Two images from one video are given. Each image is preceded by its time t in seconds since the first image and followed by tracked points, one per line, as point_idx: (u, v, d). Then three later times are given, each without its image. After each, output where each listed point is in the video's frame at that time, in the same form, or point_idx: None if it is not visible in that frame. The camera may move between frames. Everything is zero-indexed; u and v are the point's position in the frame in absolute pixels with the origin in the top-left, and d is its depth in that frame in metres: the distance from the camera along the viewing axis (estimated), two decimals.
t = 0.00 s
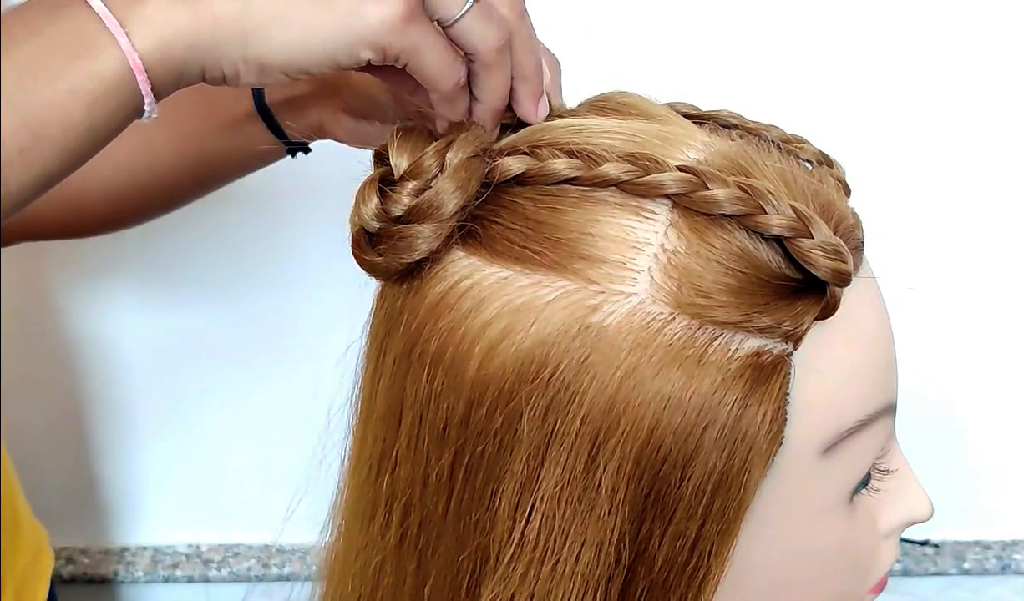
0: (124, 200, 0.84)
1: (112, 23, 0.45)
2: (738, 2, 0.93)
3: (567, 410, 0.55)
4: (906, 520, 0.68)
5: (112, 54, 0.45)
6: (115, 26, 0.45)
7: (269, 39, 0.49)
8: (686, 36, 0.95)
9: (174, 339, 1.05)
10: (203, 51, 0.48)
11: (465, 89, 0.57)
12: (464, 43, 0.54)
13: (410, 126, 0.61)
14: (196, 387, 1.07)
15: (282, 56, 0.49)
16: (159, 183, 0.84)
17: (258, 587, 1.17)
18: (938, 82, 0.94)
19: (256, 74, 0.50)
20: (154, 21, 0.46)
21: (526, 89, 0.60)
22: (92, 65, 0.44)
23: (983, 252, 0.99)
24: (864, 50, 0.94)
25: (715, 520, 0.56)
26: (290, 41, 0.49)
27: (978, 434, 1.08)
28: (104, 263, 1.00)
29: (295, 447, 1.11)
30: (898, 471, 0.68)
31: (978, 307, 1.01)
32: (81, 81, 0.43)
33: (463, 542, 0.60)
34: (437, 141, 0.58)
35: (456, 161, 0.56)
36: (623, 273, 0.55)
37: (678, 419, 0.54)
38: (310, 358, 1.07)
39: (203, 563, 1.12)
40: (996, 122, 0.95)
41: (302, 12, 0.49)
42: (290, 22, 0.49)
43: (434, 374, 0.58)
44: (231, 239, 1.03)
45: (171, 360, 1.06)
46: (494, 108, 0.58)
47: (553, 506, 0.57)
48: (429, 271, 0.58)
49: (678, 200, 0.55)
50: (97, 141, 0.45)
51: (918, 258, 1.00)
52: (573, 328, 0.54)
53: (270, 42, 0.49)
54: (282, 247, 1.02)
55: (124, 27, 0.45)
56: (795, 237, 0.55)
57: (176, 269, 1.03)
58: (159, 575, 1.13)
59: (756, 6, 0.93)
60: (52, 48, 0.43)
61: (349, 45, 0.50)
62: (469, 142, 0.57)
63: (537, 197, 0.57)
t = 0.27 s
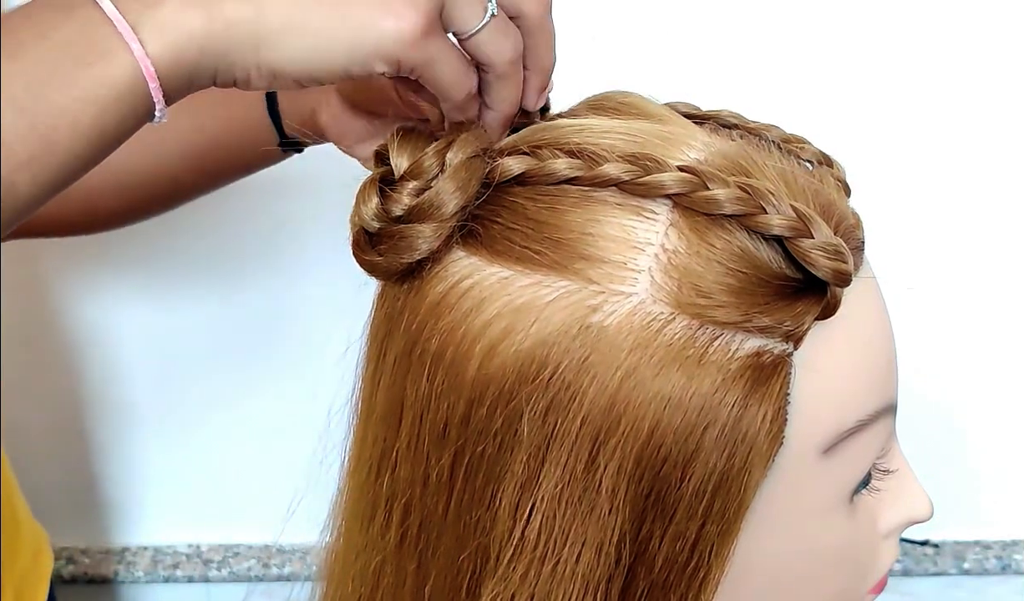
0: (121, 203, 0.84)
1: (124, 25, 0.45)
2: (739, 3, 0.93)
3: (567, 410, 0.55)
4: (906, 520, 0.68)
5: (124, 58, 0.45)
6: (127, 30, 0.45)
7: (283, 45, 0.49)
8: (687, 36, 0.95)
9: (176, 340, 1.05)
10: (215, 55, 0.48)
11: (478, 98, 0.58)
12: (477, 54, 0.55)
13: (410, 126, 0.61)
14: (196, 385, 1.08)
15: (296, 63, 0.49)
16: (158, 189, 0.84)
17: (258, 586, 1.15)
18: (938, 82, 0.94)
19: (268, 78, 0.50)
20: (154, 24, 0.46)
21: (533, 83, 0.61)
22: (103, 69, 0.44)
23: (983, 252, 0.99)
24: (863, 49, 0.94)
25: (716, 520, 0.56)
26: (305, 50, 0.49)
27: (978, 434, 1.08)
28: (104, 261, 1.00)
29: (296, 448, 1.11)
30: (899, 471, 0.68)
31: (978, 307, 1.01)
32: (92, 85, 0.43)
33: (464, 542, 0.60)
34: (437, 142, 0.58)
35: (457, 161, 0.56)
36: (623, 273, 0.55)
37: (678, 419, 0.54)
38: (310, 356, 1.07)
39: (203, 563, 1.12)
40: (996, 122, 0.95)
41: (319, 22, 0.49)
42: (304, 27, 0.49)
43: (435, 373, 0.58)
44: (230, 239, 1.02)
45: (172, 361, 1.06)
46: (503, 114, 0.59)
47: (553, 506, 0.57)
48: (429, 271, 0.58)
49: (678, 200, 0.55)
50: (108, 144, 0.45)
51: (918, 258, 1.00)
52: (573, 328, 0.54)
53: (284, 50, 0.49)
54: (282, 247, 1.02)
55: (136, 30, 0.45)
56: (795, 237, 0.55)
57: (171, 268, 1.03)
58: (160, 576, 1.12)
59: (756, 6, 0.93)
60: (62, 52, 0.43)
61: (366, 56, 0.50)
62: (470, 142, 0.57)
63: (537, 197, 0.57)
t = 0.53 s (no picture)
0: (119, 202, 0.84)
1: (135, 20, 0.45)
2: (739, 3, 0.93)
3: (567, 409, 0.55)
4: (906, 519, 0.68)
5: (136, 53, 0.45)
6: (139, 25, 0.45)
7: (294, 41, 0.49)
8: (687, 36, 0.95)
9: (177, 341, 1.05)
10: (221, 51, 0.48)
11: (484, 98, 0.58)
12: (487, 54, 0.55)
13: (409, 126, 0.61)
14: (197, 385, 1.08)
15: (305, 59, 0.50)
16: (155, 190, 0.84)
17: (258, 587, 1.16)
18: (938, 81, 0.94)
19: (275, 72, 0.51)
20: (159, 25, 0.46)
21: (536, 92, 0.61)
22: (113, 65, 0.44)
23: (983, 252, 0.99)
24: (863, 48, 0.94)
25: (715, 519, 0.56)
26: (315, 46, 0.49)
27: (978, 434, 1.08)
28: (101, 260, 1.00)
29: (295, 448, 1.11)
30: (898, 471, 0.68)
31: (978, 307, 1.01)
32: (104, 80, 0.44)
33: (463, 541, 0.60)
34: (436, 141, 0.58)
35: (456, 161, 0.56)
36: (623, 273, 0.55)
37: (678, 419, 0.54)
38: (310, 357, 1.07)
39: (203, 563, 1.12)
40: (996, 122, 0.95)
41: (334, 20, 0.49)
42: (314, 22, 0.49)
43: (434, 373, 0.58)
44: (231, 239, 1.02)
45: (173, 361, 1.06)
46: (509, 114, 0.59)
47: (552, 505, 0.57)
48: (428, 270, 0.58)
49: (677, 200, 0.55)
50: (119, 139, 0.46)
51: (918, 258, 1.00)
52: (572, 328, 0.54)
53: (294, 46, 0.49)
54: (282, 247, 1.02)
55: (148, 24, 0.46)
56: (794, 237, 0.55)
57: (169, 268, 1.03)
58: (160, 575, 1.13)
59: (756, 6, 0.93)
60: (73, 46, 0.43)
61: (376, 54, 0.50)
62: (469, 142, 0.57)
63: (536, 196, 0.57)
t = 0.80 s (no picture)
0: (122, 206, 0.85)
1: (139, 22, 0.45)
2: (740, 3, 0.93)
3: (569, 410, 0.55)
4: (907, 520, 0.68)
5: (140, 55, 0.45)
6: (143, 28, 0.45)
7: (297, 42, 0.49)
8: (688, 36, 0.95)
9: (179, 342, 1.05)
10: (224, 51, 0.48)
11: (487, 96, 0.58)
12: (490, 52, 0.55)
13: (411, 126, 0.61)
14: (197, 385, 1.07)
15: (308, 59, 0.50)
16: (157, 195, 0.85)
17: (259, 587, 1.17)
18: (939, 82, 0.94)
19: (278, 74, 0.50)
20: (163, 25, 0.46)
21: (537, 92, 0.61)
22: (118, 67, 0.44)
23: (984, 253, 0.99)
24: (865, 49, 0.94)
25: (717, 520, 0.56)
26: (319, 47, 0.49)
27: (978, 435, 1.08)
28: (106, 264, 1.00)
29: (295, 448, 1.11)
30: (899, 472, 0.68)
31: (979, 308, 1.01)
32: (107, 82, 0.44)
33: (464, 542, 0.60)
34: (438, 141, 0.58)
35: (458, 160, 0.56)
36: (625, 273, 0.55)
37: (680, 419, 0.54)
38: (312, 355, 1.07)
39: (204, 562, 1.12)
40: (997, 122, 0.95)
41: (335, 19, 0.49)
42: (318, 23, 0.49)
43: (437, 373, 0.58)
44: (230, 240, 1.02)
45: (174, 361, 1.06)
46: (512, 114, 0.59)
47: (554, 505, 0.57)
48: (430, 270, 0.58)
49: (679, 200, 0.55)
50: (122, 139, 0.46)
51: (919, 259, 1.00)
52: (575, 328, 0.54)
53: (297, 47, 0.49)
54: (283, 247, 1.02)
55: (151, 27, 0.46)
56: (796, 238, 0.55)
57: (168, 269, 1.03)
58: (160, 575, 1.12)
59: (758, 7, 0.93)
60: (76, 48, 0.43)
61: (378, 53, 0.50)
62: (471, 142, 0.57)
63: (538, 196, 0.57)
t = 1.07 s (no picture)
0: (121, 205, 0.85)
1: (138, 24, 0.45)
2: (740, 3, 0.93)
3: (569, 410, 0.55)
4: (906, 520, 0.68)
5: (139, 57, 0.45)
6: (141, 30, 0.45)
7: (296, 44, 0.49)
8: (688, 37, 0.95)
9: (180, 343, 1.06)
10: (224, 51, 0.48)
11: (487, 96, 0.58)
12: (489, 52, 0.55)
13: (411, 125, 0.61)
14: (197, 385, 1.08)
15: (308, 62, 0.50)
16: (155, 195, 0.85)
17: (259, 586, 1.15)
18: (938, 83, 0.95)
19: (278, 76, 0.50)
20: (162, 26, 0.46)
21: (536, 92, 0.61)
22: (117, 68, 0.44)
23: (984, 253, 0.99)
24: (864, 49, 0.94)
25: (717, 520, 0.56)
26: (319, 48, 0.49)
27: (978, 435, 1.08)
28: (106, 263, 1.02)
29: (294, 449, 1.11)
30: (900, 472, 0.68)
31: (979, 309, 1.01)
32: (105, 84, 0.44)
33: (464, 541, 0.60)
34: (438, 141, 0.58)
35: (458, 160, 0.56)
36: (625, 273, 0.55)
37: (679, 419, 0.54)
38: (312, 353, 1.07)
39: (203, 563, 1.12)
40: (996, 123, 0.95)
41: (334, 21, 0.49)
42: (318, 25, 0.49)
43: (436, 372, 0.58)
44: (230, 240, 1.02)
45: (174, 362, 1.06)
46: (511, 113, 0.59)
47: (554, 504, 0.57)
48: (430, 270, 0.58)
49: (679, 200, 0.55)
50: (122, 140, 0.46)
51: (919, 258, 1.00)
52: (574, 328, 0.54)
53: (296, 49, 0.49)
54: (283, 247, 1.02)
55: (149, 29, 0.46)
56: (797, 238, 0.55)
57: (166, 270, 1.03)
58: (160, 576, 1.12)
59: (758, 7, 0.93)
60: (74, 50, 0.43)
61: (378, 55, 0.50)
62: (471, 142, 0.57)
63: (539, 196, 0.57)
